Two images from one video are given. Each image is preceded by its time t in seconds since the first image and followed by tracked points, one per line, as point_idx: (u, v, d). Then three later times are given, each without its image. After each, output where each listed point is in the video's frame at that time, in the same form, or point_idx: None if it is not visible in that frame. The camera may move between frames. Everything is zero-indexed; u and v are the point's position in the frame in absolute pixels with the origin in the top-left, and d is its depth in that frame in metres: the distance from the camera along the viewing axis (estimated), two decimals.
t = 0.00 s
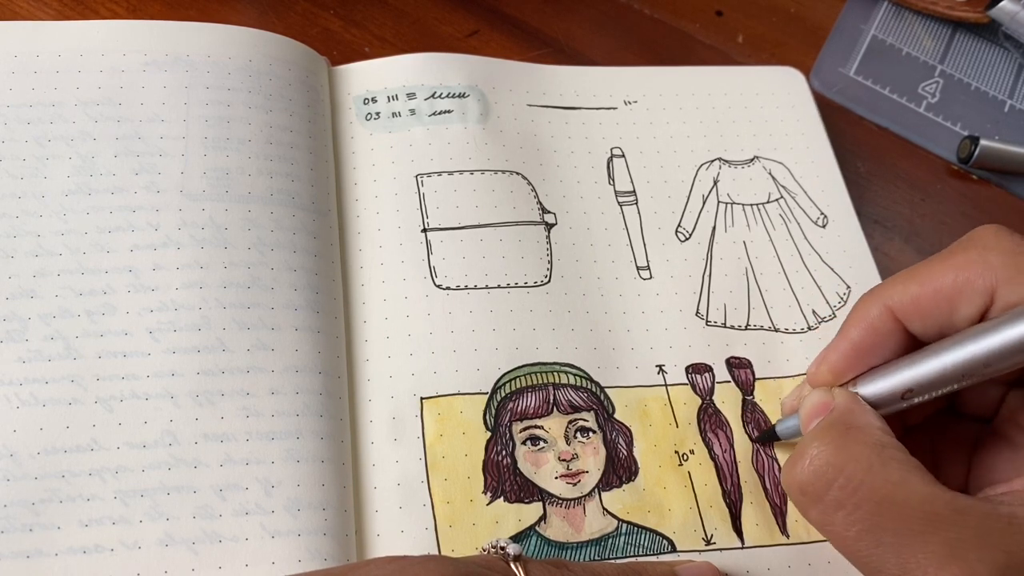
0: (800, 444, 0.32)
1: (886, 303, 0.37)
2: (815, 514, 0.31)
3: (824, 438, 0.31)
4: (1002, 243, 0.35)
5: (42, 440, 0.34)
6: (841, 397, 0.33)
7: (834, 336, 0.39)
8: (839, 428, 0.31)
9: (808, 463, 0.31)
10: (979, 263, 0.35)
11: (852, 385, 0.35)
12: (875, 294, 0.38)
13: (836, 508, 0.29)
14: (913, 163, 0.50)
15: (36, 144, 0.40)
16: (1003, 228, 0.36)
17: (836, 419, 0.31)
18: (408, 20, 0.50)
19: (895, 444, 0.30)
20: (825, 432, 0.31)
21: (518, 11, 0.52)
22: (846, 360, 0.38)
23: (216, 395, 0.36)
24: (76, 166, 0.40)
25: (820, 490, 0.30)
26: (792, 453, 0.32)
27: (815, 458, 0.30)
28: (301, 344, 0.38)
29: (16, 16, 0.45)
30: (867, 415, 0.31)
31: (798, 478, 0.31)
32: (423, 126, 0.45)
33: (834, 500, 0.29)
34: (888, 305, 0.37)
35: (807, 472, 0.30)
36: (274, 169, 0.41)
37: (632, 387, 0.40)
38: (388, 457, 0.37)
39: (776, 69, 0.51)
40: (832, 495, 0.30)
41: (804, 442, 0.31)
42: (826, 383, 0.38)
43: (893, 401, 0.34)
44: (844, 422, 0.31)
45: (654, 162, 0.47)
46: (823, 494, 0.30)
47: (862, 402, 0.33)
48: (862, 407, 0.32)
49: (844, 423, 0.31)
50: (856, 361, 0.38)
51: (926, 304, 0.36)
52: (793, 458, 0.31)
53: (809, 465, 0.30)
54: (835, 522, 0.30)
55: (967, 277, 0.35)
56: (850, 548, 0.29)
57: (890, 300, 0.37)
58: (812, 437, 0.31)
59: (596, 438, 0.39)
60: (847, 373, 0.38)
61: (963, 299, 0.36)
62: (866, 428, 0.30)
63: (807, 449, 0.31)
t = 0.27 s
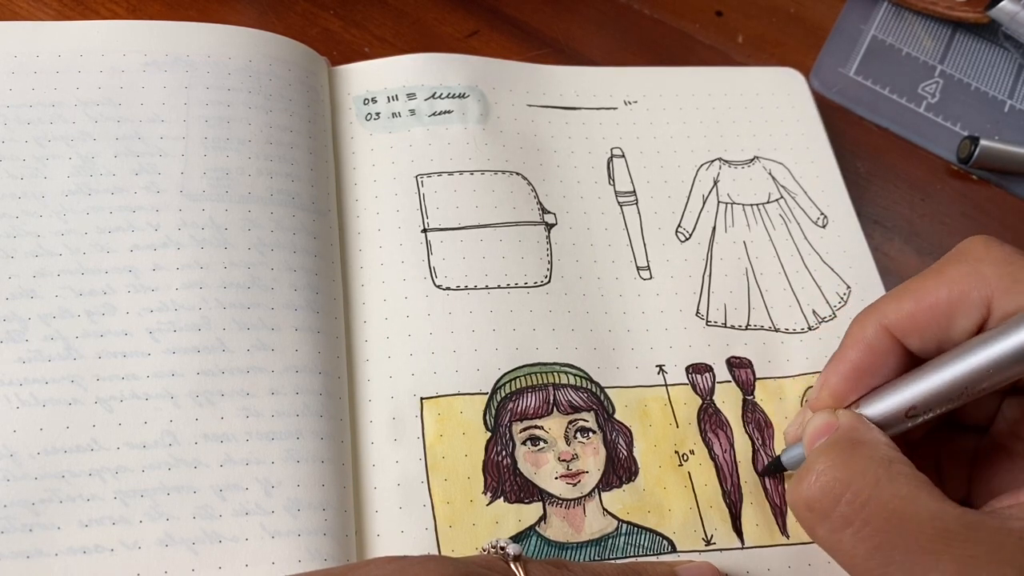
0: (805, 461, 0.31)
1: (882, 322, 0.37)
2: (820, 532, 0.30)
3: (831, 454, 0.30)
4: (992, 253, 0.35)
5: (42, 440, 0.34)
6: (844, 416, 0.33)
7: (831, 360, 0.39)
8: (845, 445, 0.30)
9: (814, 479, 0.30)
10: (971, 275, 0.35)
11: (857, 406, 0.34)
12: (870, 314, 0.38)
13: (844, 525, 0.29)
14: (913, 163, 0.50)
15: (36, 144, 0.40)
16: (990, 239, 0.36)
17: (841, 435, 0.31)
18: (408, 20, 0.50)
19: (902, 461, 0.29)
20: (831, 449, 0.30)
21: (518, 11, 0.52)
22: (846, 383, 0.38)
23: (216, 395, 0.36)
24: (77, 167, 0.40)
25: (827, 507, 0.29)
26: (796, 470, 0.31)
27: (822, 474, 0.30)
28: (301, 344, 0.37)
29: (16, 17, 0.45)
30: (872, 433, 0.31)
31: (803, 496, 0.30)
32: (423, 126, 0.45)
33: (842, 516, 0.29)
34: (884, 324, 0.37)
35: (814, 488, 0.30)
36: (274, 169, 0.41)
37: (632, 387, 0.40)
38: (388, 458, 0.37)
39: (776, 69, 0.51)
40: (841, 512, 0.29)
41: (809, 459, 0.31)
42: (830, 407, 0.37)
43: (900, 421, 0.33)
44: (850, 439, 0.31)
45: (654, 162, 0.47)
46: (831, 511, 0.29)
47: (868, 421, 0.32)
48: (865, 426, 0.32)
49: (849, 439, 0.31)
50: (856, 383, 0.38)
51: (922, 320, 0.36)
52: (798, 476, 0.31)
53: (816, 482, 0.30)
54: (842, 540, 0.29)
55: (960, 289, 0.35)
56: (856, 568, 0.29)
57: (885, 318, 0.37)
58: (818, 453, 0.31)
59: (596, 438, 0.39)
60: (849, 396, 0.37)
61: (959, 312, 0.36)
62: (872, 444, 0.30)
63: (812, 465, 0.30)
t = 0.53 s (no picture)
0: (820, 486, 0.30)
1: (882, 354, 0.37)
2: (837, 558, 0.29)
3: (846, 477, 0.29)
4: (985, 276, 0.35)
5: (42, 440, 0.34)
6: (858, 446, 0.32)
7: (836, 397, 0.38)
8: (861, 468, 0.30)
9: (829, 502, 0.29)
10: (966, 300, 0.35)
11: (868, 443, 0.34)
12: (870, 347, 0.38)
13: (861, 550, 0.28)
14: (913, 163, 0.50)
15: (36, 144, 0.40)
16: (983, 261, 0.36)
17: (857, 459, 0.30)
18: (408, 20, 0.50)
19: (922, 485, 0.28)
20: (846, 472, 0.30)
21: (518, 11, 0.52)
22: (855, 420, 0.37)
23: (216, 395, 0.36)
24: (77, 167, 0.40)
25: (843, 531, 0.28)
26: (812, 494, 0.30)
27: (836, 497, 0.29)
28: (301, 344, 0.37)
29: (16, 17, 0.45)
30: (890, 460, 0.30)
31: (819, 520, 0.29)
32: (423, 126, 0.45)
33: (859, 540, 0.28)
34: (885, 356, 0.37)
35: (829, 512, 0.29)
36: (274, 169, 0.41)
37: (632, 387, 0.40)
38: (388, 458, 0.37)
39: (776, 69, 0.51)
40: (857, 535, 0.28)
41: (824, 484, 0.30)
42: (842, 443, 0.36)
43: (912, 453, 0.33)
44: (867, 462, 0.30)
45: (654, 162, 0.47)
46: (847, 535, 0.28)
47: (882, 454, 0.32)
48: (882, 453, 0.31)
49: (865, 463, 0.30)
50: (865, 418, 0.37)
51: (923, 349, 0.36)
52: (814, 500, 0.30)
53: (830, 505, 0.29)
54: (859, 566, 0.28)
55: (957, 316, 0.35)
56: None
57: (885, 350, 0.37)
58: (833, 477, 0.30)
59: (596, 438, 0.39)
60: (860, 432, 0.37)
61: (959, 338, 0.35)
62: (890, 468, 0.29)
63: (827, 489, 0.30)
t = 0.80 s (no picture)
0: (828, 487, 0.30)
1: (889, 357, 0.37)
2: (843, 559, 0.29)
3: (854, 479, 0.29)
4: (991, 279, 0.35)
5: (42, 440, 0.34)
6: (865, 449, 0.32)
7: (841, 400, 0.38)
8: (869, 470, 0.29)
9: (836, 503, 0.29)
10: (973, 303, 0.35)
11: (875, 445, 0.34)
12: (875, 351, 0.38)
13: (868, 551, 0.27)
14: (913, 163, 0.50)
15: (36, 144, 0.40)
16: (988, 264, 0.36)
17: (865, 461, 0.30)
18: (408, 20, 0.50)
19: (931, 488, 0.28)
20: (854, 474, 0.29)
21: (518, 11, 0.52)
22: (861, 423, 0.37)
23: (216, 395, 0.36)
24: (77, 167, 0.40)
25: (850, 532, 0.28)
26: (818, 495, 0.30)
27: (844, 498, 0.29)
28: (301, 344, 0.37)
29: (16, 17, 0.45)
30: (899, 463, 0.30)
31: (826, 520, 0.29)
32: (423, 126, 0.45)
33: (866, 540, 0.28)
34: (891, 359, 0.37)
35: (836, 513, 0.29)
36: (274, 169, 0.41)
37: (632, 387, 0.40)
38: (388, 457, 0.37)
39: (775, 69, 0.51)
40: (864, 536, 0.28)
41: (832, 485, 0.30)
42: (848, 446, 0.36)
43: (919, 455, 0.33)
44: (875, 464, 0.30)
45: (654, 162, 0.47)
46: (853, 536, 0.28)
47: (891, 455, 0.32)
48: (889, 455, 0.31)
49: (874, 466, 0.30)
50: (871, 422, 0.37)
51: (929, 352, 0.36)
52: (821, 500, 0.30)
53: (838, 506, 0.29)
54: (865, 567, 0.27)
55: (963, 318, 0.35)
56: None
57: (891, 353, 0.37)
58: (842, 478, 0.30)
59: (596, 438, 0.39)
60: (866, 435, 0.37)
61: (966, 341, 0.35)
62: (898, 470, 0.29)
63: (835, 490, 0.29)
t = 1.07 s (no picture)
0: (831, 480, 0.30)
1: (896, 352, 0.37)
2: (844, 552, 0.29)
3: (857, 473, 0.29)
4: (1002, 276, 0.35)
5: (42, 440, 0.34)
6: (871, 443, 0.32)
7: (847, 393, 0.38)
8: (873, 464, 0.30)
9: (839, 496, 0.29)
10: (982, 300, 0.35)
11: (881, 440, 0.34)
12: (882, 345, 0.37)
13: (869, 544, 0.28)
14: (913, 163, 0.50)
15: (36, 144, 0.40)
16: (999, 260, 0.36)
17: (870, 455, 0.30)
18: (408, 20, 0.50)
19: (934, 484, 0.28)
20: (858, 468, 0.29)
21: (518, 11, 0.52)
22: (866, 416, 0.37)
23: (216, 395, 0.36)
24: (77, 167, 0.40)
25: (852, 525, 0.28)
26: (822, 488, 0.30)
27: (846, 491, 0.29)
28: (301, 344, 0.37)
29: (16, 17, 0.45)
30: (903, 457, 0.30)
31: (828, 513, 0.29)
32: (423, 126, 0.45)
33: (867, 534, 0.28)
34: (898, 354, 0.37)
35: (839, 506, 0.29)
36: (274, 169, 0.41)
37: (632, 387, 0.40)
38: (388, 457, 0.37)
39: (775, 69, 0.51)
40: (865, 529, 0.28)
41: (836, 478, 0.30)
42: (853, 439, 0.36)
43: (925, 450, 0.33)
44: (879, 459, 0.30)
45: (654, 162, 0.47)
46: (855, 528, 0.28)
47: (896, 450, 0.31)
48: (893, 451, 0.31)
49: (878, 461, 0.30)
50: (877, 415, 0.37)
51: (936, 349, 0.36)
52: (824, 493, 0.30)
53: (840, 499, 0.29)
54: (865, 560, 0.28)
55: (973, 315, 0.35)
56: None
57: (899, 348, 0.36)
58: (846, 472, 0.30)
59: (596, 438, 0.39)
60: (871, 429, 0.37)
61: (975, 338, 0.35)
62: (903, 464, 0.29)
63: (839, 483, 0.29)
